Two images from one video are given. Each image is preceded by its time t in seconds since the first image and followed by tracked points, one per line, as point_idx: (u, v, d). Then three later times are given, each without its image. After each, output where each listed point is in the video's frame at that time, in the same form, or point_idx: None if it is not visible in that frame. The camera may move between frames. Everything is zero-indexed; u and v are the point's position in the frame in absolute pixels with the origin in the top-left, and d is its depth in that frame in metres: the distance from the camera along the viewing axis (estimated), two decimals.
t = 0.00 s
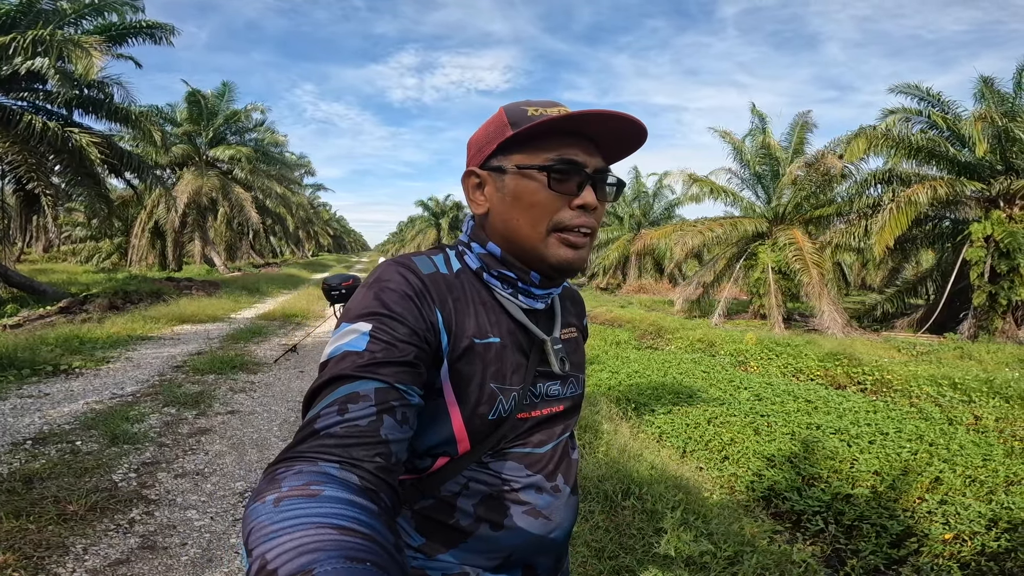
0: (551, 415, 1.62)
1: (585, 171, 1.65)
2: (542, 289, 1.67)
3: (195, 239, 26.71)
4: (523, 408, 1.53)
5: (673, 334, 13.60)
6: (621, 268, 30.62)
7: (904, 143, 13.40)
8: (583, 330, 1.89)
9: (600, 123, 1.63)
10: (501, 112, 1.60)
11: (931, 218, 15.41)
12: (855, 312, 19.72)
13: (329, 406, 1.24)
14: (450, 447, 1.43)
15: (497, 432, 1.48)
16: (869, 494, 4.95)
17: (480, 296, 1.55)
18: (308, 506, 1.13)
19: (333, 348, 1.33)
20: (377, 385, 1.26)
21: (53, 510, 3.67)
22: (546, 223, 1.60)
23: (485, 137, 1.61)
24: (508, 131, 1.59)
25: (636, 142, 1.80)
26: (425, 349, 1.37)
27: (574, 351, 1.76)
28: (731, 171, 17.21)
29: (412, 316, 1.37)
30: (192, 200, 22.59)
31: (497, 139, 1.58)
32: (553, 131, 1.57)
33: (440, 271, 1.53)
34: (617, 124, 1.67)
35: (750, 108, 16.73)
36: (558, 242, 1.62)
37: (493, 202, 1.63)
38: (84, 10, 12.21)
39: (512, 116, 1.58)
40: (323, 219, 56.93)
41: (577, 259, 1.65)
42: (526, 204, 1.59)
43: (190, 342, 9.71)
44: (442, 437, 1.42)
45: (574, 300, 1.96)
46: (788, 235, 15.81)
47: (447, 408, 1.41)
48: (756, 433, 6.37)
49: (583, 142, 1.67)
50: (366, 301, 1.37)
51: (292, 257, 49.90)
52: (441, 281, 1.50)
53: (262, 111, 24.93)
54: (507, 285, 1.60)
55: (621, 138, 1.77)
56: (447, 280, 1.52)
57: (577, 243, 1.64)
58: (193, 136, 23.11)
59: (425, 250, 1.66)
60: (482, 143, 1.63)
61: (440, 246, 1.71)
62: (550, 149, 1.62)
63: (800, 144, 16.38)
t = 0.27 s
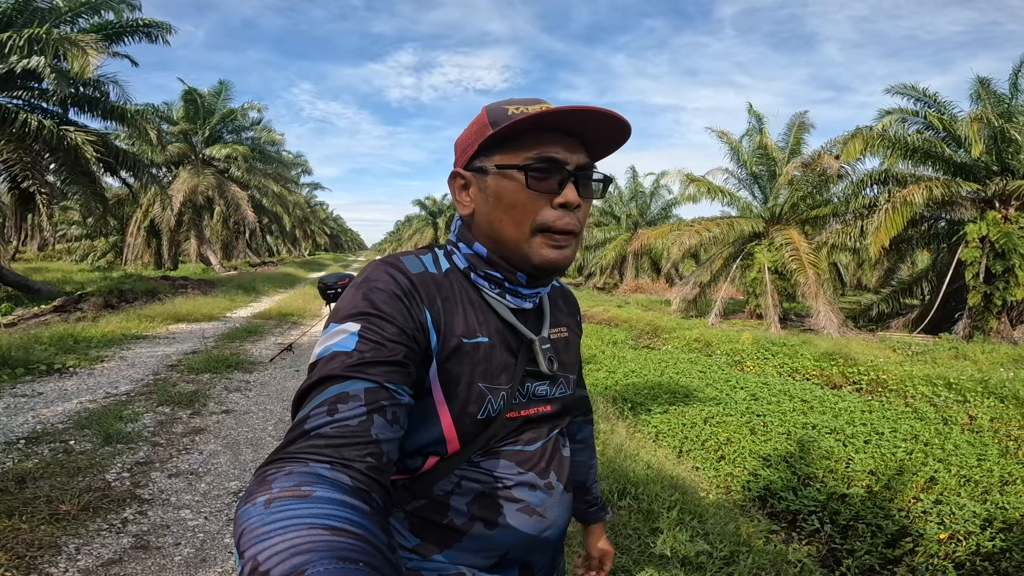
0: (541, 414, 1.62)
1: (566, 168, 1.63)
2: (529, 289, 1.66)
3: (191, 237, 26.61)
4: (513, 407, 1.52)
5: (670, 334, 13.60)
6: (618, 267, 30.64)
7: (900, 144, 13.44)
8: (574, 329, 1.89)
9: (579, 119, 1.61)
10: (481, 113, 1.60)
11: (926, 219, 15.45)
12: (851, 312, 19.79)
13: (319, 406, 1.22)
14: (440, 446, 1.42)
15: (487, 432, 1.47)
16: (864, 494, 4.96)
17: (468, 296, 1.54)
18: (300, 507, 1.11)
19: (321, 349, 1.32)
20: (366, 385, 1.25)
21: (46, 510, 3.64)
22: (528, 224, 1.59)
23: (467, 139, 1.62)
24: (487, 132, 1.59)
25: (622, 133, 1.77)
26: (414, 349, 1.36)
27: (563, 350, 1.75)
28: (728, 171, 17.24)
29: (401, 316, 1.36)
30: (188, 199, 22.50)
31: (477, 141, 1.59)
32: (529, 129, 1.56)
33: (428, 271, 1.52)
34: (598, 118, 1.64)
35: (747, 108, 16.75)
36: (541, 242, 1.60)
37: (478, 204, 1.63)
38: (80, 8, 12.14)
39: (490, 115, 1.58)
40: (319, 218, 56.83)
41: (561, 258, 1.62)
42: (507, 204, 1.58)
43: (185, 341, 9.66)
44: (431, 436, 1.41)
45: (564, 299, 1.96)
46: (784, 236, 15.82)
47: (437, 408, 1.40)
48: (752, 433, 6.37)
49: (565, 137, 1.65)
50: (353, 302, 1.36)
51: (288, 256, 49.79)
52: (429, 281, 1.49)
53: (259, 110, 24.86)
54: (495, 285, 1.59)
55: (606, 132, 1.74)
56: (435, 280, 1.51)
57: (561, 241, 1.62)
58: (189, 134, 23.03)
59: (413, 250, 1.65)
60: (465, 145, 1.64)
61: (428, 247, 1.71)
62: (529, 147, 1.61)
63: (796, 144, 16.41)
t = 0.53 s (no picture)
0: (543, 418, 1.61)
1: (552, 174, 1.62)
2: (528, 295, 1.65)
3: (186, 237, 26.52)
4: (515, 412, 1.52)
5: (666, 335, 13.62)
6: (615, 268, 30.67)
7: (895, 145, 13.51)
8: (576, 333, 1.88)
9: (562, 122, 1.60)
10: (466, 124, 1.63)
11: (921, 220, 15.52)
12: (846, 312, 19.87)
13: (320, 409, 1.22)
14: (441, 451, 1.42)
15: (488, 436, 1.47)
16: (860, 495, 4.98)
17: (469, 301, 1.54)
18: (300, 509, 1.11)
19: (322, 353, 1.31)
20: (368, 388, 1.24)
21: (41, 512, 3.62)
22: (513, 231, 1.59)
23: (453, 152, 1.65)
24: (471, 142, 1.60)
25: (609, 132, 1.73)
26: (415, 353, 1.36)
27: (565, 355, 1.75)
28: (725, 172, 17.27)
29: (402, 320, 1.35)
30: (184, 198, 22.43)
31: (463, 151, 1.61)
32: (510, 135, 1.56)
33: (429, 276, 1.52)
34: (582, 120, 1.62)
35: (744, 109, 16.79)
36: (529, 249, 1.59)
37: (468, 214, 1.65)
38: (76, 6, 12.08)
39: (474, 126, 1.60)
40: (316, 218, 56.71)
41: (550, 265, 1.60)
42: (491, 213, 1.59)
43: (181, 341, 9.63)
44: (433, 441, 1.40)
45: (567, 304, 1.95)
46: (780, 237, 15.86)
47: (438, 413, 1.40)
48: (748, 434, 6.39)
49: (551, 143, 1.64)
50: (354, 307, 1.36)
51: (285, 256, 49.68)
52: (430, 286, 1.49)
53: (256, 109, 24.80)
54: (494, 291, 1.59)
55: (595, 132, 1.71)
56: (436, 285, 1.51)
57: (549, 249, 1.60)
58: (185, 134, 22.95)
59: (414, 257, 1.65)
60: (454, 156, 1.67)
61: (429, 253, 1.71)
62: (514, 153, 1.61)
63: (793, 145, 16.47)
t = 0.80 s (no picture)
0: (544, 420, 1.61)
1: (531, 174, 1.63)
2: (525, 295, 1.65)
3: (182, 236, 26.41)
4: (515, 414, 1.51)
5: (663, 335, 13.63)
6: (612, 268, 30.70)
7: (891, 146, 13.57)
8: (577, 335, 1.88)
9: (537, 124, 1.61)
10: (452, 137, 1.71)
11: (917, 221, 15.59)
12: (841, 312, 19.94)
13: (320, 410, 1.22)
14: (441, 452, 1.41)
15: (488, 438, 1.47)
16: (856, 494, 4.99)
17: (469, 302, 1.54)
18: (298, 510, 1.11)
19: (323, 354, 1.31)
20: (367, 389, 1.24)
21: (38, 513, 3.60)
22: (493, 233, 1.61)
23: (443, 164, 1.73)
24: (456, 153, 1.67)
25: (592, 129, 1.72)
26: (415, 355, 1.36)
27: (565, 356, 1.75)
28: (721, 172, 17.31)
29: (402, 322, 1.35)
30: (179, 197, 22.34)
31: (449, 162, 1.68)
32: (486, 140, 1.60)
33: (429, 278, 1.52)
34: (558, 118, 1.62)
35: (741, 109, 16.82)
36: (513, 249, 1.60)
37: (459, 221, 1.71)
38: (72, 5, 12.01)
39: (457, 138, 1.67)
40: (312, 218, 56.57)
41: (535, 262, 1.59)
42: (475, 218, 1.63)
43: (176, 341, 9.59)
44: (433, 442, 1.40)
45: (568, 306, 1.95)
46: (776, 237, 15.90)
47: (438, 415, 1.39)
48: (745, 433, 6.41)
49: (531, 144, 1.66)
50: (353, 308, 1.36)
51: (281, 255, 49.57)
52: (430, 287, 1.49)
53: (252, 108, 24.72)
54: (491, 291, 1.59)
55: (578, 131, 1.70)
56: (435, 287, 1.51)
57: (532, 248, 1.60)
58: (181, 133, 22.86)
59: (414, 259, 1.66)
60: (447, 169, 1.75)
61: (428, 255, 1.71)
62: (494, 158, 1.65)
63: (789, 146, 16.52)
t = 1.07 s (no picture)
0: (542, 416, 1.62)
1: (529, 169, 1.64)
2: (521, 291, 1.66)
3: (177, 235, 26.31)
4: (513, 410, 1.52)
5: (660, 333, 13.66)
6: (608, 267, 30.73)
7: (886, 145, 13.62)
8: (575, 330, 1.89)
9: (534, 119, 1.62)
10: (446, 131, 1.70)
11: (911, 220, 15.65)
12: (837, 311, 20.01)
13: (318, 407, 1.22)
14: (439, 448, 1.42)
15: (486, 434, 1.47)
16: (852, 492, 5.02)
17: (467, 298, 1.54)
18: (297, 507, 1.11)
19: (320, 351, 1.31)
20: (365, 386, 1.24)
21: (35, 513, 3.59)
22: (491, 228, 1.61)
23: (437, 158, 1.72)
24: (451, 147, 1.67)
25: (589, 123, 1.73)
26: (413, 351, 1.36)
27: (564, 351, 1.75)
28: (718, 171, 17.34)
29: (399, 318, 1.35)
30: (174, 196, 22.25)
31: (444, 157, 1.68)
32: (484, 136, 1.60)
33: (427, 273, 1.52)
34: (555, 112, 1.63)
35: (738, 108, 16.85)
36: (511, 244, 1.61)
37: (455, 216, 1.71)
38: (67, 3, 11.96)
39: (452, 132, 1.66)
40: (308, 217, 56.43)
41: (534, 256, 1.61)
42: (472, 213, 1.64)
43: (173, 340, 9.56)
44: (432, 438, 1.40)
45: (566, 301, 1.96)
46: (772, 236, 15.94)
47: (435, 410, 1.40)
48: (741, 431, 6.43)
49: (528, 138, 1.66)
50: (351, 305, 1.36)
51: (277, 254, 49.47)
52: (428, 283, 1.49)
53: (248, 107, 24.65)
54: (488, 287, 1.60)
55: (574, 125, 1.71)
56: (433, 282, 1.51)
57: (530, 243, 1.61)
58: (177, 132, 22.78)
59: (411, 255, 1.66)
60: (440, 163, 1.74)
61: (426, 251, 1.72)
62: (490, 154, 1.65)
63: (785, 145, 16.56)
